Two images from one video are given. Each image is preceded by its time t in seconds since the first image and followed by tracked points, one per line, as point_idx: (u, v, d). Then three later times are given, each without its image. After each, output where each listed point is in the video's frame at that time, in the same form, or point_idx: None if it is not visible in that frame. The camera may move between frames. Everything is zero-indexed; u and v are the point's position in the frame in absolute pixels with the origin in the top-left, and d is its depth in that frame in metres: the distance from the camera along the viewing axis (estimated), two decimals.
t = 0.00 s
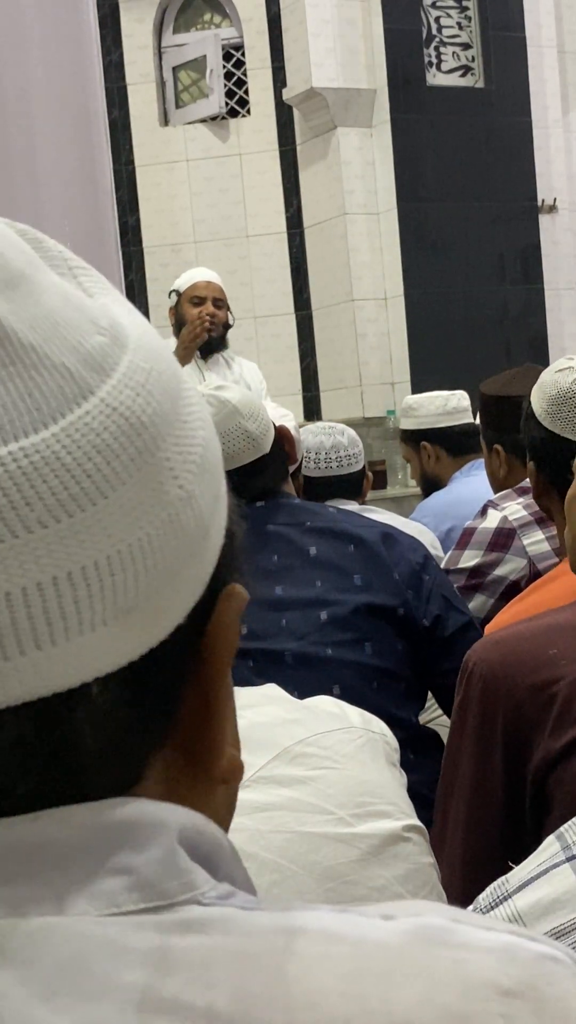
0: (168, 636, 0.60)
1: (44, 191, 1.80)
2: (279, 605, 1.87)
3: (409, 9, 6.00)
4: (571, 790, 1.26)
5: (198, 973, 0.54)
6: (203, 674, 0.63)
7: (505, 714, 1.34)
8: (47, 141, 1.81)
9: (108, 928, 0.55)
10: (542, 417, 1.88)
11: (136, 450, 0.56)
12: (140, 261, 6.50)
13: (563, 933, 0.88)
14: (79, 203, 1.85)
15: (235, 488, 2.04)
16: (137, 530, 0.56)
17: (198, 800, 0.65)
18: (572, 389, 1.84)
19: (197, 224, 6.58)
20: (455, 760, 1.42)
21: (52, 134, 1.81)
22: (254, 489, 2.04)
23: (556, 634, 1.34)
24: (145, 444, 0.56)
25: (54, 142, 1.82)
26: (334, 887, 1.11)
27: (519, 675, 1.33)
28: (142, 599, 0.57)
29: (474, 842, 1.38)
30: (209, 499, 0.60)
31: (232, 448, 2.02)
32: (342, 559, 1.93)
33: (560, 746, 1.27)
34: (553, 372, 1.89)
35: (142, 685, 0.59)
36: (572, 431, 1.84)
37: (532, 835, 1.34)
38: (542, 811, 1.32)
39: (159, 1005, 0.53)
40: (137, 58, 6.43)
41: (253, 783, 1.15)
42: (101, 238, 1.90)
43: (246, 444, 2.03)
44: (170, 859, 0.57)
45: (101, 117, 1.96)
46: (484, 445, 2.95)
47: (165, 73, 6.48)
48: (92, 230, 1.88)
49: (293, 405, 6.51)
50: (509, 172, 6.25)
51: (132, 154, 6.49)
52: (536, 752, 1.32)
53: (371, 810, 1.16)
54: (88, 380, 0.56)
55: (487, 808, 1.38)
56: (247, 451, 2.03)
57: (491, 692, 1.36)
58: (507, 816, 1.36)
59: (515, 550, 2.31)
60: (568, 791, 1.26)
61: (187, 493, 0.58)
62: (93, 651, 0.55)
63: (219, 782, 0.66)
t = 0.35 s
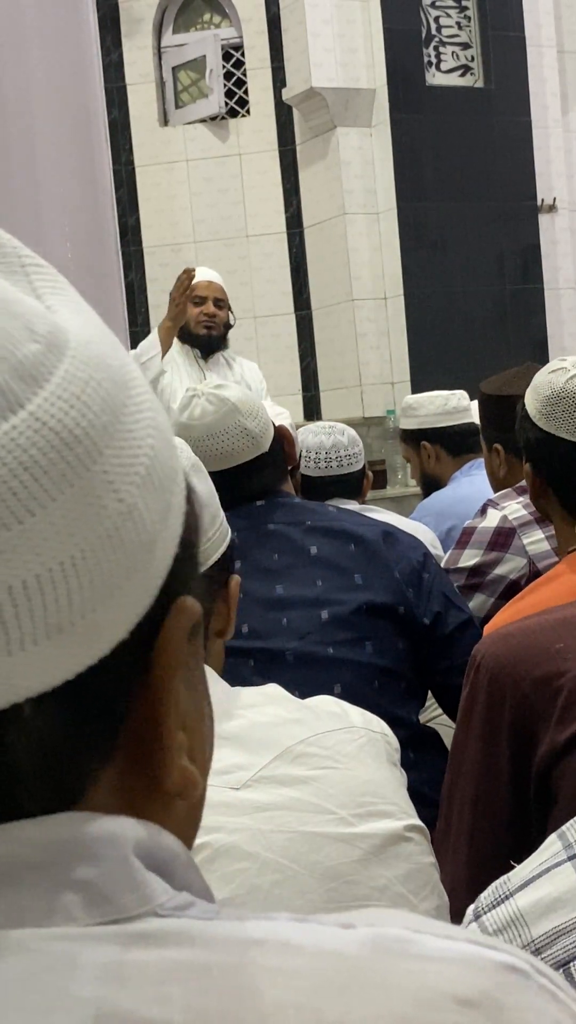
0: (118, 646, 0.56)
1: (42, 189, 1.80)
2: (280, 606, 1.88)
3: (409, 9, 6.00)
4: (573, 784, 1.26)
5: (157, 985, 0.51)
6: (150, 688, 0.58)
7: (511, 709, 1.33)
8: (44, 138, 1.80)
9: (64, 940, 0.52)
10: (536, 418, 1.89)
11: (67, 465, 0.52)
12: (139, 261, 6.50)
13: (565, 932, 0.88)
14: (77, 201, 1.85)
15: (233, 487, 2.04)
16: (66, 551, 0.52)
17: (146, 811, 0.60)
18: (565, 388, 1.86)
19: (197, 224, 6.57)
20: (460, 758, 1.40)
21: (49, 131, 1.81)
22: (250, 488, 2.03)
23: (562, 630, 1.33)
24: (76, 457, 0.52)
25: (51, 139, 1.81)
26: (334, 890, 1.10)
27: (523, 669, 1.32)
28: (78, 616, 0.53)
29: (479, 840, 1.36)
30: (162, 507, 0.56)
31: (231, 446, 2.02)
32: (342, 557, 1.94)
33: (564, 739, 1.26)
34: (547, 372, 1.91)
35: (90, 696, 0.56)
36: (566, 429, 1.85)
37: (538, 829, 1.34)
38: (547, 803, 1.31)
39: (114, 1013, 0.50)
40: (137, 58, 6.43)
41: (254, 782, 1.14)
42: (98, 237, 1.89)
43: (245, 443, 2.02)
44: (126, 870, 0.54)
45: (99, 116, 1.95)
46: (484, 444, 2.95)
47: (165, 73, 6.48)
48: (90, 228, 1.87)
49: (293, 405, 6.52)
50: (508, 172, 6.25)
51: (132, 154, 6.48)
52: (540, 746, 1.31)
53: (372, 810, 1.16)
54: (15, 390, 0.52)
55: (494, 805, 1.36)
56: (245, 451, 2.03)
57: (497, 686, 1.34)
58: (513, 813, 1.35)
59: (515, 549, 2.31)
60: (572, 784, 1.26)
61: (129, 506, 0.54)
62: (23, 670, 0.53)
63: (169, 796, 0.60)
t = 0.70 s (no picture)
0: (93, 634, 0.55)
1: (42, 192, 1.80)
2: (277, 605, 1.88)
3: (409, 9, 6.01)
4: (572, 788, 1.25)
5: (128, 949, 0.50)
6: (117, 687, 0.57)
7: (511, 711, 1.32)
8: (43, 141, 1.80)
9: (39, 907, 0.52)
10: (535, 419, 1.89)
11: (25, 467, 0.52)
12: (139, 260, 6.50)
13: (561, 935, 0.88)
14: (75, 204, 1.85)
15: (228, 487, 2.04)
16: (24, 551, 0.52)
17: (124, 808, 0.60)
18: (565, 389, 1.86)
19: (196, 223, 6.57)
20: (461, 757, 1.40)
21: (48, 134, 1.81)
22: (247, 487, 2.03)
23: (564, 633, 1.32)
24: (34, 458, 0.52)
25: (50, 142, 1.82)
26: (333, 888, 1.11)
27: (525, 671, 1.32)
28: (40, 612, 0.53)
29: (479, 838, 1.37)
30: (130, 503, 0.56)
31: (225, 444, 2.03)
32: (339, 557, 1.94)
33: (565, 741, 1.26)
34: (545, 372, 1.92)
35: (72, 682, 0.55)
36: (565, 430, 1.85)
37: (538, 830, 1.33)
38: (548, 805, 1.31)
39: (94, 979, 0.50)
40: (136, 58, 6.43)
41: (251, 784, 1.13)
42: (98, 240, 1.90)
43: (240, 441, 2.02)
44: (98, 842, 0.54)
45: (99, 117, 1.95)
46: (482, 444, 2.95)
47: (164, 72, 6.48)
48: (89, 231, 1.88)
49: (293, 405, 6.52)
50: (508, 172, 6.26)
51: (132, 154, 6.48)
52: (542, 746, 1.31)
53: (371, 810, 1.17)
54: None
55: (495, 805, 1.36)
56: (239, 448, 2.03)
57: (498, 687, 1.34)
58: (513, 814, 1.35)
59: (515, 548, 2.32)
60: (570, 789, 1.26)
61: (92, 505, 0.54)
62: None
63: (141, 795, 0.60)
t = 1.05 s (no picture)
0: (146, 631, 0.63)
1: (42, 192, 1.78)
2: (276, 605, 1.87)
3: (408, 6, 5.99)
4: (573, 788, 1.24)
5: (183, 894, 0.57)
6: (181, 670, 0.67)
7: (510, 712, 1.31)
8: (42, 139, 1.79)
9: (102, 853, 0.58)
10: (534, 418, 1.88)
11: (123, 463, 0.60)
12: (138, 259, 6.50)
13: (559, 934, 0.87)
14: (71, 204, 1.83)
15: (227, 486, 2.02)
16: (92, 545, 0.59)
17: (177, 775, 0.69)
18: (563, 388, 1.85)
19: (196, 221, 6.56)
20: (456, 757, 1.39)
21: (47, 133, 1.80)
22: (246, 487, 2.02)
23: (563, 633, 1.31)
24: (113, 468, 0.60)
25: (49, 141, 1.80)
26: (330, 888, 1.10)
27: (523, 671, 1.30)
28: (119, 589, 0.61)
29: (475, 841, 1.36)
30: (183, 523, 0.64)
31: (224, 440, 2.01)
32: (338, 557, 1.92)
33: (563, 743, 1.25)
34: (544, 372, 1.90)
35: (124, 669, 0.63)
36: (564, 430, 1.83)
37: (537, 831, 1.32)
38: (546, 807, 1.30)
39: (149, 917, 0.57)
40: (135, 55, 6.42)
41: (250, 783, 1.14)
42: (95, 240, 1.89)
43: (240, 439, 2.02)
44: (153, 808, 0.60)
45: (96, 117, 1.95)
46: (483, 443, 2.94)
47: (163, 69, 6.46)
48: (87, 231, 1.87)
49: (292, 402, 6.51)
50: (509, 170, 6.25)
51: (131, 151, 6.47)
52: (540, 748, 1.29)
53: (371, 810, 1.15)
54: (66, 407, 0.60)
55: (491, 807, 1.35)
56: (239, 446, 2.02)
57: (496, 687, 1.33)
58: (511, 817, 1.34)
59: (515, 547, 2.30)
60: (568, 791, 1.24)
61: (170, 502, 0.62)
62: (71, 631, 0.60)
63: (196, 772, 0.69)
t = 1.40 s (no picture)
0: (180, 612, 0.73)
1: (39, 191, 1.78)
2: (277, 605, 1.86)
3: (408, 4, 5.98)
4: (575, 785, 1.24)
5: (201, 842, 0.65)
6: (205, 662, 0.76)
7: (515, 706, 1.31)
8: (41, 138, 1.79)
9: (129, 800, 0.66)
10: (531, 417, 1.87)
11: (164, 462, 0.73)
12: (138, 257, 6.50)
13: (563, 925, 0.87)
14: (71, 203, 1.83)
15: (227, 484, 2.02)
16: (143, 521, 0.70)
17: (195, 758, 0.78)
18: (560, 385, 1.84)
19: (195, 220, 6.56)
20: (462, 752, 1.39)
21: (47, 132, 1.80)
22: (247, 486, 2.02)
23: (568, 627, 1.31)
24: (156, 462, 0.72)
25: (48, 141, 1.80)
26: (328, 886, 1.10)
27: (529, 665, 1.30)
28: (159, 565, 0.71)
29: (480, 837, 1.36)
30: (203, 523, 0.75)
31: (227, 441, 1.99)
32: (340, 556, 1.92)
33: (565, 738, 1.25)
34: (540, 371, 1.90)
35: (166, 639, 0.71)
36: (562, 428, 1.83)
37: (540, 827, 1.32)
38: (549, 802, 1.30)
39: (171, 859, 0.64)
40: (135, 53, 6.42)
41: (249, 782, 1.14)
42: (94, 240, 1.89)
43: (242, 438, 1.99)
44: (174, 768, 0.68)
45: (97, 117, 1.94)
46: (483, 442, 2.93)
47: (163, 67, 6.46)
48: (86, 230, 1.87)
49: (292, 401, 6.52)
50: (509, 169, 6.24)
51: (130, 150, 6.47)
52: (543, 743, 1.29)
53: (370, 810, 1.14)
54: (115, 411, 0.72)
55: (494, 802, 1.35)
56: (241, 445, 2.00)
57: (502, 682, 1.32)
58: (516, 813, 1.34)
59: (514, 546, 2.29)
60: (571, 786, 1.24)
61: (195, 506, 0.75)
62: (121, 594, 0.69)
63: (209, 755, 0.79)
